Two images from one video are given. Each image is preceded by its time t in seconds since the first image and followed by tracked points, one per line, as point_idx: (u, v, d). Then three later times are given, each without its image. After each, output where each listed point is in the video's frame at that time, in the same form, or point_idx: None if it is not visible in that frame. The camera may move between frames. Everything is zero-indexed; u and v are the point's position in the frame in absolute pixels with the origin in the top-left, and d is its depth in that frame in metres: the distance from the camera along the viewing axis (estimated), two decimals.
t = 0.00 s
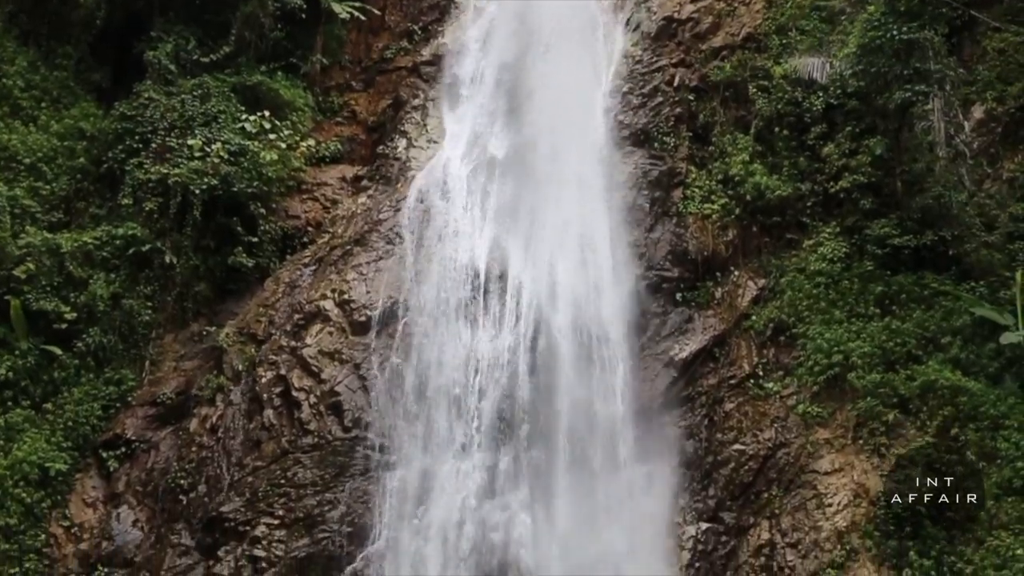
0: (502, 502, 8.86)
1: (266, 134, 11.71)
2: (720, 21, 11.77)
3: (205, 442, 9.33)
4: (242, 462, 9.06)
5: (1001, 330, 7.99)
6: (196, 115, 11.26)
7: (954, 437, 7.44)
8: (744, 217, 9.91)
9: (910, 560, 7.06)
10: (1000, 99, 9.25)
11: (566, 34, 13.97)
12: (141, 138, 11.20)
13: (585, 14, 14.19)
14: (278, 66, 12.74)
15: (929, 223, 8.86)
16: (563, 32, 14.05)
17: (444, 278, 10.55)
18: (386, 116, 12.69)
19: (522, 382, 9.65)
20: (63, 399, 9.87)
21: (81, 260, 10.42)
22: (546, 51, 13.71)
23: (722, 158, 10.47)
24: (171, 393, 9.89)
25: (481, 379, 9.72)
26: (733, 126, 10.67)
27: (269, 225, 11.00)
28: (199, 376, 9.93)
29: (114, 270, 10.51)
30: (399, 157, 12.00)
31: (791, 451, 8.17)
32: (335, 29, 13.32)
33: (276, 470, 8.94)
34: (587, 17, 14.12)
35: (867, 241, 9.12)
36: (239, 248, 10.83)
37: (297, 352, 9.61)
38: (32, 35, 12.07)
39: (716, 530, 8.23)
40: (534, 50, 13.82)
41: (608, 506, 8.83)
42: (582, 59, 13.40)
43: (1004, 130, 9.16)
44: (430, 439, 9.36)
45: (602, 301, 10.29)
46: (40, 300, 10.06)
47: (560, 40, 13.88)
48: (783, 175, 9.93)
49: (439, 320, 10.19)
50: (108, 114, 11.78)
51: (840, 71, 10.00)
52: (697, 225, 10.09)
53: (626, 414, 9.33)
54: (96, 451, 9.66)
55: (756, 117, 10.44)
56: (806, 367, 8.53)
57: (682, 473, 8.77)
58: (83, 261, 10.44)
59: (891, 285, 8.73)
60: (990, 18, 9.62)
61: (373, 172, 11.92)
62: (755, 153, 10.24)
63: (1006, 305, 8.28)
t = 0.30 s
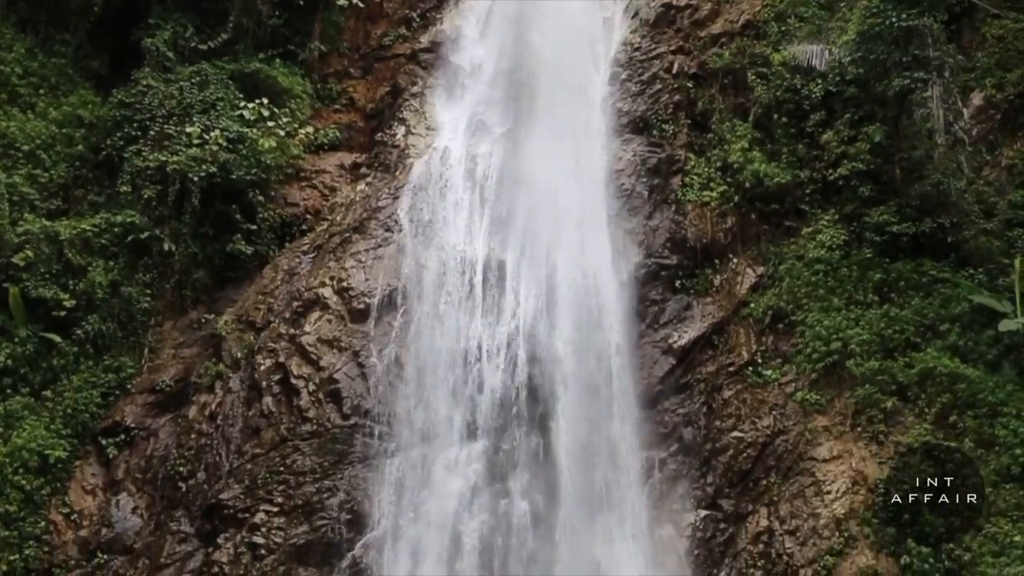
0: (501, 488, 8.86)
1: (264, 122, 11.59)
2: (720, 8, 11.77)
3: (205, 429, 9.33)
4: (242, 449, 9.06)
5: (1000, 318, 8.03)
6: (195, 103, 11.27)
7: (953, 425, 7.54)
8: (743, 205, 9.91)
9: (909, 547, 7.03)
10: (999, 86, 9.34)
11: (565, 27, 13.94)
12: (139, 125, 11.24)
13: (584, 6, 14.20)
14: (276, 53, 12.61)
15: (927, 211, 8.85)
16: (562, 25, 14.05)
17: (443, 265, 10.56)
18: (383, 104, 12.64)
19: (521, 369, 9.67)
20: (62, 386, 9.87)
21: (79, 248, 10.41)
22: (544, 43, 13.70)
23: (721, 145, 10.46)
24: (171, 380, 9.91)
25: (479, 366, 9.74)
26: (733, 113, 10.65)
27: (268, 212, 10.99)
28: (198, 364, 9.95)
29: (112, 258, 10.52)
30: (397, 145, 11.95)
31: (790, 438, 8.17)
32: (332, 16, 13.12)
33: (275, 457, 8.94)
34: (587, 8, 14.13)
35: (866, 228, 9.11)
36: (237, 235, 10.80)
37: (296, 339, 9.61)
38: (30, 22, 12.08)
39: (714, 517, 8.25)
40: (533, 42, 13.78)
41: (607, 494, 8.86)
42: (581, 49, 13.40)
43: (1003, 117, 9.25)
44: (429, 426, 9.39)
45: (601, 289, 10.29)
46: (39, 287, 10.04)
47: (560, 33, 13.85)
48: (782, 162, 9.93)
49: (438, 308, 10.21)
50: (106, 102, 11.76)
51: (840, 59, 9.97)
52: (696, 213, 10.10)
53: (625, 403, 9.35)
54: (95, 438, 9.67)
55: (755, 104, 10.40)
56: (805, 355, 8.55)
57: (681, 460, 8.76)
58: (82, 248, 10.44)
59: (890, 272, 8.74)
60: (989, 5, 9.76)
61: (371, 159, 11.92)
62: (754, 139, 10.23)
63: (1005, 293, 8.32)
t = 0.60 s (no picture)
0: (500, 475, 8.88)
1: (264, 109, 11.58)
2: None
3: (205, 416, 9.33)
4: (241, 437, 9.06)
5: (999, 306, 8.08)
6: (194, 90, 11.25)
7: (952, 413, 7.55)
8: (743, 192, 9.90)
9: (906, 534, 7.14)
10: (1000, 74, 9.42)
11: (566, 18, 13.89)
12: (139, 112, 11.26)
13: None
14: (275, 41, 12.56)
15: (926, 199, 8.88)
16: (562, 14, 14.01)
17: (443, 252, 10.58)
18: (383, 91, 12.57)
19: (520, 357, 9.70)
20: (61, 373, 9.90)
21: (79, 235, 10.44)
22: (545, 33, 13.68)
23: (721, 134, 10.43)
24: (171, 367, 9.89)
25: (479, 353, 9.77)
26: (732, 101, 10.62)
27: (267, 200, 10.95)
28: (197, 351, 9.94)
29: (112, 245, 10.54)
30: (397, 132, 11.90)
31: (789, 426, 8.17)
32: (332, 4, 13.09)
33: (275, 445, 8.94)
34: None
35: (866, 216, 9.12)
36: (236, 223, 10.79)
37: (295, 327, 9.61)
38: (29, 9, 12.06)
39: (713, 505, 8.28)
40: (534, 33, 13.76)
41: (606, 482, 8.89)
42: (581, 38, 13.36)
43: (1003, 105, 9.34)
44: (429, 414, 9.41)
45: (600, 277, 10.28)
46: (39, 275, 10.12)
47: (561, 23, 13.81)
48: (782, 150, 9.91)
49: (438, 295, 10.23)
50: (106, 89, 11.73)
51: (840, 46, 9.94)
52: (695, 201, 10.07)
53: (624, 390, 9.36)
54: (95, 425, 9.67)
55: (755, 92, 10.36)
56: (804, 342, 8.54)
57: (681, 448, 8.76)
58: (81, 236, 10.47)
59: (889, 261, 8.75)
60: None
61: (372, 147, 11.84)
62: (753, 127, 10.20)
63: (1004, 281, 8.38)
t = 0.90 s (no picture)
0: (501, 464, 8.90)
1: (264, 97, 11.54)
2: None
3: (205, 404, 9.34)
4: (242, 424, 9.08)
5: (999, 294, 8.09)
6: (194, 77, 11.23)
7: (951, 401, 7.58)
8: (744, 179, 9.89)
9: (906, 522, 7.16)
10: (1001, 61, 9.42)
11: (568, 4, 13.81)
12: (139, 99, 11.23)
13: None
14: (275, 28, 12.50)
15: (927, 186, 8.89)
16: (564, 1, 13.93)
17: (443, 240, 10.56)
18: (383, 78, 12.51)
19: (520, 347, 9.72)
20: (61, 360, 9.90)
21: (79, 222, 10.45)
22: (546, 20, 13.61)
23: (721, 121, 10.40)
24: (171, 355, 9.90)
25: (479, 342, 9.78)
26: (732, 89, 10.60)
27: (268, 187, 10.95)
28: (198, 339, 9.94)
29: (113, 232, 10.54)
30: (397, 120, 11.88)
31: (789, 414, 8.18)
32: None
33: (275, 432, 8.96)
34: None
35: (866, 203, 9.11)
36: (236, 210, 10.78)
37: (296, 314, 9.62)
38: None
39: (713, 492, 8.24)
40: (534, 21, 13.69)
41: (604, 471, 8.88)
42: (582, 25, 13.28)
43: (1004, 93, 9.33)
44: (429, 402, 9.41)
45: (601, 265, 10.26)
46: (39, 262, 10.12)
47: (562, 11, 13.73)
48: (783, 138, 9.88)
49: (438, 283, 10.22)
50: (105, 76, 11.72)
51: (840, 33, 9.91)
52: (695, 188, 10.07)
53: (624, 379, 9.33)
54: (96, 413, 9.69)
55: (755, 79, 10.32)
56: (804, 330, 8.55)
57: (681, 435, 8.75)
58: (82, 224, 10.46)
59: (890, 249, 8.75)
60: None
61: (372, 134, 11.81)
62: (754, 115, 10.16)
63: (1005, 269, 8.40)
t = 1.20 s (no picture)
0: (503, 450, 8.93)
1: (265, 83, 11.51)
2: None
3: (208, 391, 9.35)
4: (244, 411, 9.10)
5: (1002, 280, 8.06)
6: (195, 64, 11.19)
7: (953, 387, 7.57)
8: (745, 166, 9.88)
9: (907, 509, 7.18)
10: (1004, 47, 9.31)
11: None
12: (140, 87, 11.19)
13: None
14: (276, 15, 12.39)
15: (929, 172, 8.89)
16: None
17: (445, 227, 10.56)
18: (385, 65, 12.50)
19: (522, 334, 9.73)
20: (64, 347, 9.93)
21: (81, 209, 10.47)
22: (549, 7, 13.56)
23: (723, 108, 10.38)
24: (174, 341, 9.92)
25: (480, 330, 9.79)
26: (734, 75, 10.56)
27: (269, 174, 10.95)
28: (200, 326, 9.96)
29: (115, 220, 10.54)
30: (399, 106, 11.84)
31: (791, 401, 8.20)
32: None
33: (277, 419, 8.97)
34: None
35: (868, 190, 9.12)
36: (239, 197, 10.81)
37: (298, 301, 9.62)
38: None
39: (715, 479, 8.26)
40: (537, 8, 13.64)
41: (606, 457, 8.90)
42: (585, 12, 13.23)
43: (1007, 79, 9.23)
44: (432, 389, 9.43)
45: (603, 253, 10.26)
46: (41, 250, 10.12)
47: None
48: (785, 124, 9.86)
49: (440, 270, 10.22)
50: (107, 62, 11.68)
51: (843, 19, 9.89)
52: (697, 175, 10.07)
53: (625, 364, 9.33)
54: (98, 399, 9.71)
55: (757, 66, 10.30)
56: (806, 317, 8.56)
57: (682, 422, 8.77)
58: (83, 210, 10.48)
59: (892, 235, 8.76)
60: None
61: (373, 121, 11.79)
62: (756, 101, 10.15)
63: (1007, 255, 8.38)
